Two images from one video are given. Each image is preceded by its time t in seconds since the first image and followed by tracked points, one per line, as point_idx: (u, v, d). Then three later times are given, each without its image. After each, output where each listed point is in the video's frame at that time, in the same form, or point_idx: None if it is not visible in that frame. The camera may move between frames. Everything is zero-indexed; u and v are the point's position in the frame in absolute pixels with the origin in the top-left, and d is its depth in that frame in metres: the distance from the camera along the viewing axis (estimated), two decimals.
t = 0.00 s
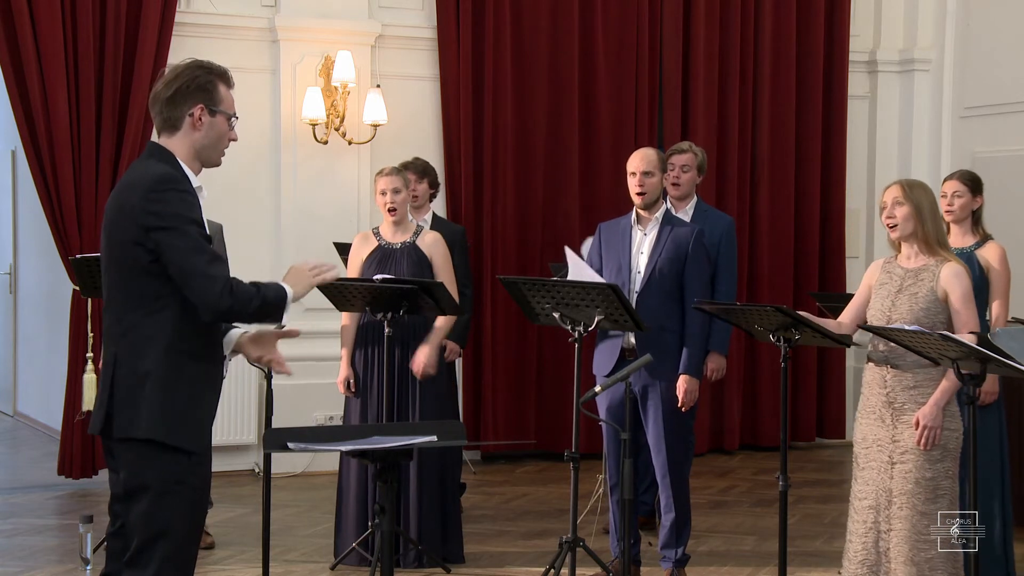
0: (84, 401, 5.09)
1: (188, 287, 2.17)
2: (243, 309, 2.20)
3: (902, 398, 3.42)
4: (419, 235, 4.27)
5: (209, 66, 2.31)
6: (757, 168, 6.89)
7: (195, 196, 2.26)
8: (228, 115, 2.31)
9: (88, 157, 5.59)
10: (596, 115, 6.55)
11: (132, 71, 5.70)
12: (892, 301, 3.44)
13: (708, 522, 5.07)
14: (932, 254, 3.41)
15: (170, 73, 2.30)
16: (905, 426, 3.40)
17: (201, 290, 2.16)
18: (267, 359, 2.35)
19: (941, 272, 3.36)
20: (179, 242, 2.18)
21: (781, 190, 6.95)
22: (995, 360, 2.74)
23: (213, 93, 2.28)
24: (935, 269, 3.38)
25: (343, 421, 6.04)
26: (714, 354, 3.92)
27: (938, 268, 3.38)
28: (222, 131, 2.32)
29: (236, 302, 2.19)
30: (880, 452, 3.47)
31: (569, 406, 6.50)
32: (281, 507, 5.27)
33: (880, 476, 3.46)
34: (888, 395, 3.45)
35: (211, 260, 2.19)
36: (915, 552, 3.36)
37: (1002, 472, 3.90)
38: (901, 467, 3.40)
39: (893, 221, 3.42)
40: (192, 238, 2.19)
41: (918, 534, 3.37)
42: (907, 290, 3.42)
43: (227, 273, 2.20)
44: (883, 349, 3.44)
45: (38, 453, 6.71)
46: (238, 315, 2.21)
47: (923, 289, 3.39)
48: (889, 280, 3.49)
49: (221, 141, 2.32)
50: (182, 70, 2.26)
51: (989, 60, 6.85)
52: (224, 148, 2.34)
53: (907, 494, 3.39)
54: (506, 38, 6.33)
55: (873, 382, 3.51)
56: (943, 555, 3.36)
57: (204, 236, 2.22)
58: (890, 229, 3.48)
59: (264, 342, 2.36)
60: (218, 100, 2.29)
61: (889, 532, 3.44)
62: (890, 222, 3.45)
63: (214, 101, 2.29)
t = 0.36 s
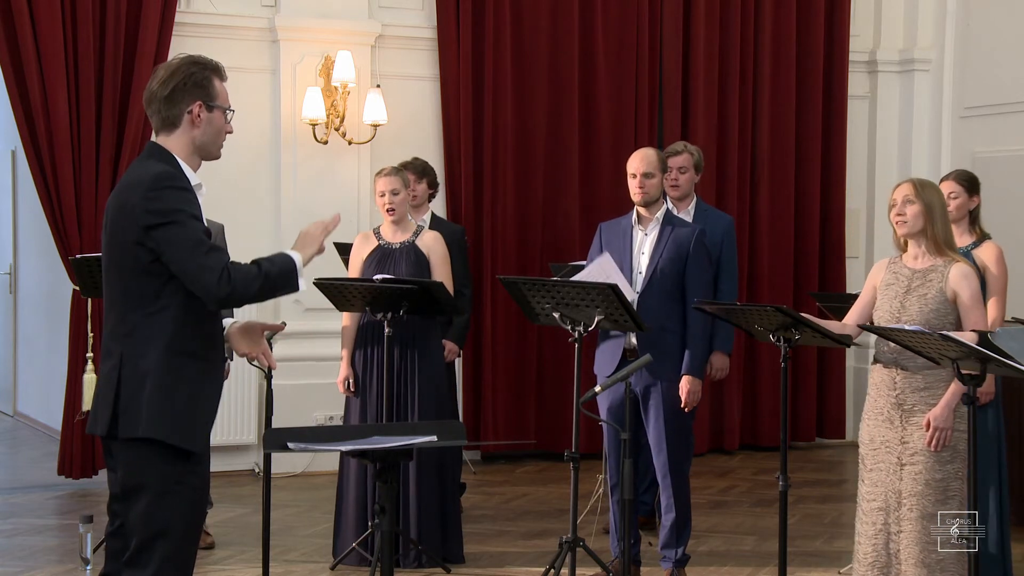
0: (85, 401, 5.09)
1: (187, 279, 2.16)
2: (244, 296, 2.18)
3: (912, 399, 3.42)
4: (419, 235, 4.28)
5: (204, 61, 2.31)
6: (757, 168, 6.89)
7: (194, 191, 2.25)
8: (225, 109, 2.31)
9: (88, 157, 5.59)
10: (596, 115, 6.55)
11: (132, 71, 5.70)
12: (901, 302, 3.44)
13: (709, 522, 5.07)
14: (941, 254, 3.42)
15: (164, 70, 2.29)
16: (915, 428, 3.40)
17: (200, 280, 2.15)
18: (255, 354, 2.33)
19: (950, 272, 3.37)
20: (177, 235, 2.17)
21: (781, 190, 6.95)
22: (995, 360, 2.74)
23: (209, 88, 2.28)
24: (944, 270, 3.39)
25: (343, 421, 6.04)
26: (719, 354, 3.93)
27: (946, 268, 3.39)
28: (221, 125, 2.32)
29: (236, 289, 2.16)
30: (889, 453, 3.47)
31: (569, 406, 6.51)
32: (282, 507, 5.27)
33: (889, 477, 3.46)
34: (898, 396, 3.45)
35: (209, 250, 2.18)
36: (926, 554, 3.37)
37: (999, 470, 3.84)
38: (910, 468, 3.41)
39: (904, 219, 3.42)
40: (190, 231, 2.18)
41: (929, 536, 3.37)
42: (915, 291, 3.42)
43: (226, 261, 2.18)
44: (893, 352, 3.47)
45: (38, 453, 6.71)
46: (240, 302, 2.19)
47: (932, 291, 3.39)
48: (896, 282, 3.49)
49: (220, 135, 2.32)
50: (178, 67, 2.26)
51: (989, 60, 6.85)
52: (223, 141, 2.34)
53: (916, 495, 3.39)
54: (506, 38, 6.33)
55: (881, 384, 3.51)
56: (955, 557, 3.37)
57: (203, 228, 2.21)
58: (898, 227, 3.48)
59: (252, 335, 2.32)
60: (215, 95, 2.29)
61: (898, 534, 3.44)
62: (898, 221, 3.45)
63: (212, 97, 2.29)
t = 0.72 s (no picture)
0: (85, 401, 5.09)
1: (189, 275, 2.16)
2: (246, 288, 2.19)
3: (914, 400, 3.42)
4: (418, 235, 4.28)
5: (199, 58, 2.30)
6: (757, 168, 6.89)
7: (193, 188, 2.26)
8: (223, 106, 2.31)
9: (88, 157, 5.58)
10: (596, 115, 6.55)
11: (132, 71, 5.70)
12: (905, 302, 3.44)
13: (709, 523, 5.07)
14: (945, 255, 3.43)
15: (160, 69, 2.29)
16: (917, 429, 3.40)
17: (202, 275, 2.16)
18: (255, 345, 2.41)
19: (954, 273, 3.38)
20: (178, 233, 2.17)
21: (781, 190, 6.94)
22: (996, 360, 2.74)
23: (206, 86, 2.28)
24: (947, 270, 3.40)
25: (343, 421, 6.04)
26: (721, 354, 3.94)
27: (950, 269, 3.40)
28: (219, 123, 2.32)
29: (238, 283, 2.17)
30: (891, 453, 3.47)
31: (569, 406, 6.50)
32: (281, 507, 5.27)
33: (891, 478, 3.46)
34: (901, 396, 3.44)
35: (210, 246, 2.18)
36: (928, 554, 3.37)
37: (999, 471, 3.84)
38: (912, 469, 3.41)
39: (908, 220, 3.42)
40: (190, 228, 2.18)
41: (931, 536, 3.36)
42: (919, 291, 3.42)
43: (227, 254, 2.19)
44: (895, 353, 3.47)
45: (38, 453, 6.71)
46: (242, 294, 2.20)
47: (936, 291, 3.40)
48: (899, 282, 3.49)
49: (219, 132, 2.33)
50: (174, 66, 2.25)
51: (989, 60, 6.84)
52: (221, 138, 2.35)
53: (918, 496, 3.39)
54: (506, 38, 6.33)
55: (884, 384, 3.51)
56: (957, 557, 3.37)
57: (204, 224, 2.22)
58: (902, 228, 3.47)
59: (251, 326, 2.40)
60: (212, 93, 2.29)
61: (900, 534, 3.44)
62: (902, 222, 3.45)
63: (209, 95, 2.29)
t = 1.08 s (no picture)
0: (85, 401, 5.09)
1: (192, 274, 2.17)
2: (248, 284, 2.19)
3: (915, 400, 3.42)
4: (417, 235, 4.27)
5: (195, 57, 2.30)
6: (757, 169, 6.89)
7: (192, 186, 2.26)
8: (220, 104, 2.31)
9: (88, 157, 5.58)
10: (596, 115, 6.55)
11: (132, 71, 5.70)
12: (906, 302, 3.44)
13: (708, 523, 5.07)
14: (946, 255, 3.43)
15: (158, 69, 2.29)
16: (917, 429, 3.40)
17: (204, 273, 2.16)
18: (253, 340, 2.47)
19: (956, 273, 3.38)
20: (179, 232, 2.17)
21: (781, 190, 6.94)
22: (996, 360, 2.73)
23: (203, 85, 2.28)
24: (949, 271, 3.40)
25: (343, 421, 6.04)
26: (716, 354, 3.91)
27: (952, 269, 3.40)
28: (218, 121, 2.32)
29: (240, 279, 2.18)
30: (890, 453, 3.48)
31: (569, 407, 6.50)
32: (281, 507, 5.27)
33: (891, 478, 3.46)
34: (901, 397, 3.44)
35: (211, 243, 2.18)
36: (928, 554, 3.37)
37: (999, 472, 3.84)
38: (912, 469, 3.41)
39: (910, 222, 3.41)
40: (191, 226, 2.18)
41: (930, 536, 3.36)
42: (920, 291, 3.43)
43: (228, 251, 2.19)
44: (895, 353, 3.47)
45: (38, 453, 6.71)
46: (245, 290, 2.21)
47: (937, 291, 3.40)
48: (900, 281, 3.49)
49: (217, 131, 2.33)
50: (170, 65, 2.25)
51: (989, 60, 6.84)
52: (220, 137, 2.35)
53: (918, 496, 3.39)
54: (506, 37, 6.33)
55: (885, 384, 3.50)
56: (957, 556, 3.37)
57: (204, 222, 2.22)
58: (903, 229, 3.47)
59: (249, 322, 2.45)
60: (210, 91, 2.29)
61: (900, 534, 3.44)
62: (904, 223, 3.44)
63: (206, 93, 2.29)
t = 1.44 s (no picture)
0: (85, 401, 5.09)
1: (193, 273, 2.17)
2: (250, 282, 2.20)
3: (915, 400, 3.42)
4: (418, 234, 4.27)
5: (192, 56, 2.30)
6: (757, 169, 6.89)
7: (192, 186, 2.26)
8: (219, 103, 2.31)
9: (88, 157, 5.58)
10: (596, 114, 6.55)
11: (132, 71, 5.70)
12: (907, 302, 3.45)
13: (709, 522, 5.07)
14: (948, 255, 3.43)
15: (156, 69, 2.29)
16: (918, 429, 3.40)
17: (205, 272, 2.16)
18: (253, 335, 2.52)
19: (957, 273, 3.38)
20: (180, 231, 2.17)
21: (781, 190, 6.94)
22: (996, 360, 2.73)
23: (201, 84, 2.28)
24: (951, 271, 3.40)
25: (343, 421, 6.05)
26: (712, 354, 3.93)
27: (953, 270, 3.40)
28: (217, 119, 2.32)
29: (241, 278, 2.18)
30: (891, 454, 3.48)
31: (569, 407, 6.50)
32: (281, 507, 5.27)
33: (891, 478, 3.47)
34: (901, 397, 3.44)
35: (211, 243, 2.18)
36: (928, 555, 3.37)
37: (999, 472, 3.83)
38: (912, 469, 3.41)
39: (911, 223, 3.41)
40: (192, 226, 2.18)
41: (930, 537, 3.37)
42: (921, 291, 3.43)
43: (229, 250, 2.19)
44: (895, 353, 3.47)
45: (38, 453, 6.71)
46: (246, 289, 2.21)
47: (938, 292, 3.40)
48: (901, 282, 3.50)
49: (217, 130, 2.33)
50: (168, 65, 2.25)
51: (989, 60, 6.84)
52: (220, 135, 2.35)
53: (919, 497, 3.39)
54: (506, 37, 6.33)
55: (885, 384, 3.50)
56: (957, 557, 3.37)
57: (205, 221, 2.22)
58: (905, 231, 3.47)
59: (248, 317, 2.49)
60: (208, 90, 2.29)
61: (900, 535, 3.45)
62: (905, 225, 3.44)
63: (204, 92, 2.28)
